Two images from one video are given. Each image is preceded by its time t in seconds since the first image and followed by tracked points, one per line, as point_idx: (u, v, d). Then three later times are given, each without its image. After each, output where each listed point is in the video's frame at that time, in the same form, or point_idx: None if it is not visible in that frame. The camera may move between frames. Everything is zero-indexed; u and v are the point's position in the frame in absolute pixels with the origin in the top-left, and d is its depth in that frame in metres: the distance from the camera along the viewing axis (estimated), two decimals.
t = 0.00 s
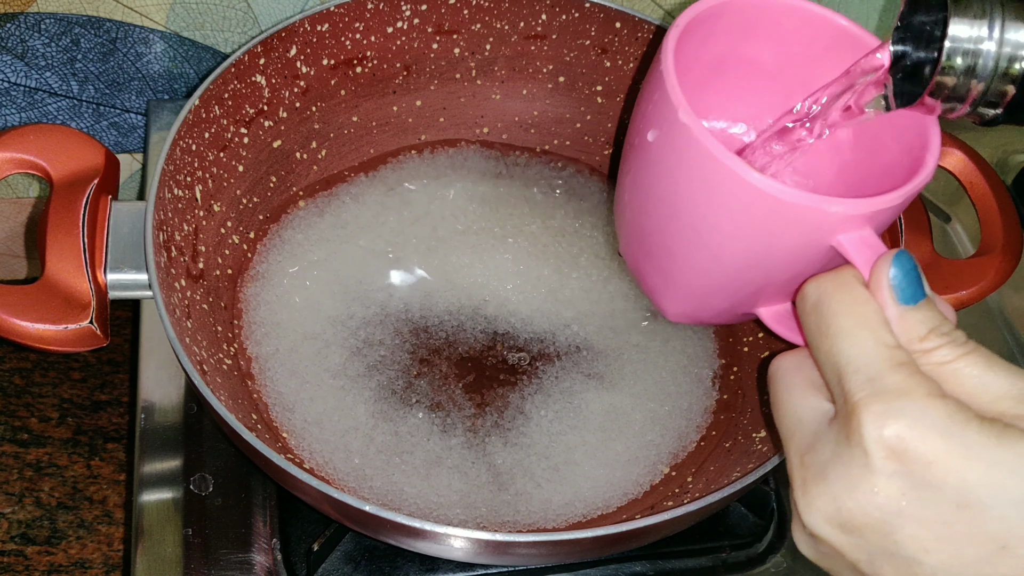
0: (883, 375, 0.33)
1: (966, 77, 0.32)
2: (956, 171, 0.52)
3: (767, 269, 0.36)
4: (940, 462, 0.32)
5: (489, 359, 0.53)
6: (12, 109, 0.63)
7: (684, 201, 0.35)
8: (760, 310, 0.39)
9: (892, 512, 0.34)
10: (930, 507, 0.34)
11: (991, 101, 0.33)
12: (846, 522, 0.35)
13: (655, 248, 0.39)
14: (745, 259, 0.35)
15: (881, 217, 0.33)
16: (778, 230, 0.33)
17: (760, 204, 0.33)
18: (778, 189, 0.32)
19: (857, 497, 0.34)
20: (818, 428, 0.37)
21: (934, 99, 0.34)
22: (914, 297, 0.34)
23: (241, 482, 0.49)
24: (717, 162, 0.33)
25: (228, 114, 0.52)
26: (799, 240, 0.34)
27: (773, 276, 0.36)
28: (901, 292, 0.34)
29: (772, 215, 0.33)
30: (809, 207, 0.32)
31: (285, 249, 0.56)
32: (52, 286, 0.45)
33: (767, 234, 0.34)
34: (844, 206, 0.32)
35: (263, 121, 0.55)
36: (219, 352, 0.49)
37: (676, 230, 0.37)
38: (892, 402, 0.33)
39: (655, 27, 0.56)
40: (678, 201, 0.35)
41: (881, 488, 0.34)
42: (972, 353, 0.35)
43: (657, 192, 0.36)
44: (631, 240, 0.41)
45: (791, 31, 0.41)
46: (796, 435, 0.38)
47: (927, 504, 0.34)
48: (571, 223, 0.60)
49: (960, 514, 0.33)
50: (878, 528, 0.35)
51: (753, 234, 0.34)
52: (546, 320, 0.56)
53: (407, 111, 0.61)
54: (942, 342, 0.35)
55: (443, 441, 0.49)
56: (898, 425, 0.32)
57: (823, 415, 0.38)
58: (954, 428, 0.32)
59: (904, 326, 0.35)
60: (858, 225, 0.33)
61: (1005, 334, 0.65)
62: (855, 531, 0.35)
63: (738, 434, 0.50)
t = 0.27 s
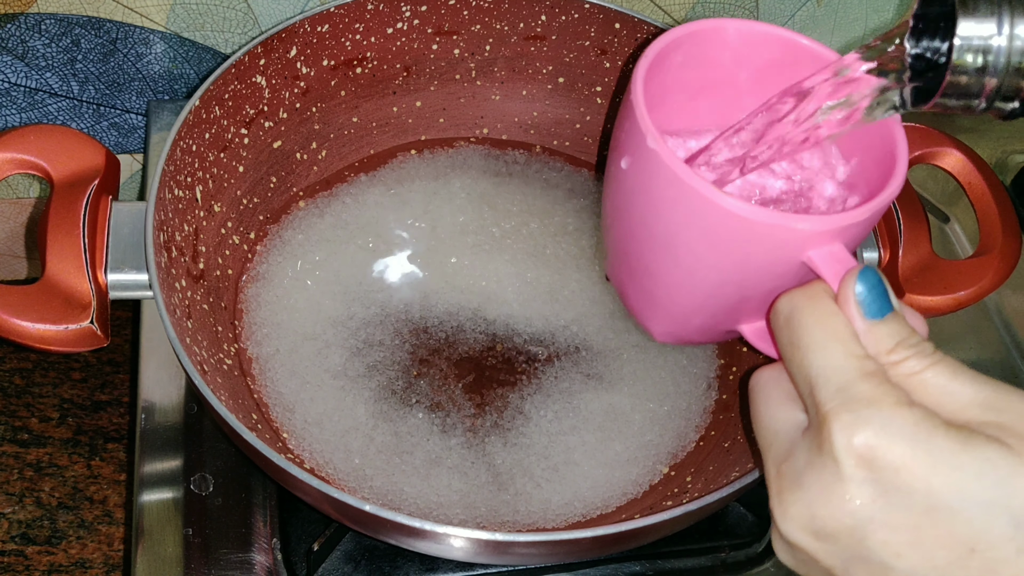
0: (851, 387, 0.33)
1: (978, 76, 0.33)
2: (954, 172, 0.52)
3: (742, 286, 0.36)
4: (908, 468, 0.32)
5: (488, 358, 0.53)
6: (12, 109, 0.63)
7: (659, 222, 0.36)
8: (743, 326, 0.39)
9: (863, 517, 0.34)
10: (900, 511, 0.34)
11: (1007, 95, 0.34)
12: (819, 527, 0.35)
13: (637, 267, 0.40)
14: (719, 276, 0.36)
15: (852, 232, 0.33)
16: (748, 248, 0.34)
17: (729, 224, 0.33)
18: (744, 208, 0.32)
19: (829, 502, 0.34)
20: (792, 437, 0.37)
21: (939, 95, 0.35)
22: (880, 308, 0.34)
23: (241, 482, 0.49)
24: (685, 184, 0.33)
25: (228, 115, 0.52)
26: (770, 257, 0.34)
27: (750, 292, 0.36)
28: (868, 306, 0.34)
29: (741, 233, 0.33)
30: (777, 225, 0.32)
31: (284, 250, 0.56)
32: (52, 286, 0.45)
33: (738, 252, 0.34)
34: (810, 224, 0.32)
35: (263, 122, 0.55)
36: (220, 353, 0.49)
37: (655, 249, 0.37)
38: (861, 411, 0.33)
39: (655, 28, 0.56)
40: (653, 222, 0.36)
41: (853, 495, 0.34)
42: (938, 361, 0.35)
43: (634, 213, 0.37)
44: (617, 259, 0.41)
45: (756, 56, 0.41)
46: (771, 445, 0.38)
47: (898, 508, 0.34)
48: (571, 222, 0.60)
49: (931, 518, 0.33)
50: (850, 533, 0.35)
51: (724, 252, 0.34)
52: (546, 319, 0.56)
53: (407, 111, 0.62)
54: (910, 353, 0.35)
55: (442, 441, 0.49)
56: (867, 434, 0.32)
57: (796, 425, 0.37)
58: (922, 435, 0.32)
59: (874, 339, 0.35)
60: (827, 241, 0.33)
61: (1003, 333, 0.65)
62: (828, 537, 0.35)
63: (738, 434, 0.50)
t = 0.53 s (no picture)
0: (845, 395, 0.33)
1: (969, 76, 0.38)
2: (954, 172, 0.52)
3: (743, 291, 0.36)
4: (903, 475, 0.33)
5: (488, 359, 0.53)
6: (13, 110, 0.63)
7: (656, 231, 0.36)
8: (745, 329, 0.39)
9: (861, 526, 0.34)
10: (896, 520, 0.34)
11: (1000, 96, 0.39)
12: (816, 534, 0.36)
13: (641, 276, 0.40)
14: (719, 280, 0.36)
15: (849, 236, 0.33)
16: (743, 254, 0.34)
17: (723, 231, 0.33)
18: (738, 216, 0.32)
19: (825, 509, 0.35)
20: (791, 443, 0.37)
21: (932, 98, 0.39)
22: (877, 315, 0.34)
23: (241, 482, 0.49)
24: (677, 194, 0.33)
25: (228, 115, 0.52)
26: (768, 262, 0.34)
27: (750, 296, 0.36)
28: (863, 316, 0.33)
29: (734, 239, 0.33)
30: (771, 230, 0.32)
31: (282, 249, 0.56)
32: (52, 287, 0.45)
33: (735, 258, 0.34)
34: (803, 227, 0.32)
35: (263, 122, 0.55)
36: (220, 353, 0.49)
37: (654, 256, 0.37)
38: (853, 419, 0.33)
39: (655, 28, 0.55)
40: (650, 230, 0.36)
41: (846, 500, 0.34)
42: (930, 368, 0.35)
43: (631, 222, 0.37)
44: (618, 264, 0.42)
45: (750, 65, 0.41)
46: (769, 451, 0.38)
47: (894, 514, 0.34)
48: (571, 222, 0.60)
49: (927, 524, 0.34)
50: (846, 539, 0.35)
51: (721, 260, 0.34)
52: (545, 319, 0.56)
53: (407, 111, 0.62)
54: (906, 361, 0.34)
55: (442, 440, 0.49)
56: (862, 442, 0.32)
57: (795, 432, 0.37)
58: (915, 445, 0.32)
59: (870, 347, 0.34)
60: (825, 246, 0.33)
61: (1003, 333, 0.65)
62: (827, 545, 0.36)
63: (738, 434, 0.50)
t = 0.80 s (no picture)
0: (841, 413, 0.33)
1: (958, 71, 0.37)
2: (955, 171, 0.52)
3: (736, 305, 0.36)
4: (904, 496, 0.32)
5: (488, 359, 0.53)
6: (13, 109, 0.63)
7: (650, 243, 0.36)
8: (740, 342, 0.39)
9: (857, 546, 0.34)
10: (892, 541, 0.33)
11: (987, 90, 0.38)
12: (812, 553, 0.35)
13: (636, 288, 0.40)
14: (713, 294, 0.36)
15: (843, 250, 0.33)
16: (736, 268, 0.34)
17: (716, 246, 0.33)
18: (731, 231, 0.32)
19: (820, 529, 0.34)
20: (786, 461, 0.37)
21: (923, 92, 0.39)
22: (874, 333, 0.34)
23: (241, 482, 0.49)
24: (670, 208, 0.33)
25: (228, 115, 0.52)
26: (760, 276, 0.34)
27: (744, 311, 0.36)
28: (859, 333, 0.33)
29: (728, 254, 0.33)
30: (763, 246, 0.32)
31: (282, 250, 0.56)
32: (52, 286, 0.45)
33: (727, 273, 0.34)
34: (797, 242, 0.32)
35: (263, 122, 0.55)
36: (220, 353, 0.49)
37: (649, 270, 0.37)
38: (850, 437, 0.33)
39: (655, 27, 0.56)
40: (644, 243, 0.36)
41: (843, 519, 0.34)
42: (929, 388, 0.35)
43: (626, 234, 0.37)
44: (614, 277, 0.41)
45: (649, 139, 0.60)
46: (765, 469, 0.38)
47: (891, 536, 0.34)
48: (571, 221, 0.60)
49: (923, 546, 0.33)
50: (842, 559, 0.35)
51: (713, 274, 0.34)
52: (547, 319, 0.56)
53: (407, 111, 0.62)
54: (902, 379, 0.34)
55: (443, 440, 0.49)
56: (858, 461, 0.32)
57: (790, 450, 0.37)
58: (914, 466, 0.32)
59: (866, 364, 0.34)
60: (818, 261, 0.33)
61: (1003, 333, 0.65)
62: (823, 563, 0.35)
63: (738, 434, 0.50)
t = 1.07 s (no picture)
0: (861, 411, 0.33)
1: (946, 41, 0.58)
2: (955, 171, 0.52)
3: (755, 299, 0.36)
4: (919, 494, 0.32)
5: (488, 358, 0.53)
6: (12, 109, 0.63)
7: (667, 237, 0.36)
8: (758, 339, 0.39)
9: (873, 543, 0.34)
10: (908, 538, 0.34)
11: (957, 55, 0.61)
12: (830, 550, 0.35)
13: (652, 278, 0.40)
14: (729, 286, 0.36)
15: (864, 245, 0.33)
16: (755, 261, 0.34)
17: (735, 239, 0.33)
18: (749, 224, 0.32)
19: (838, 528, 0.34)
20: (805, 455, 0.37)
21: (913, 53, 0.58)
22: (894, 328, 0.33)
23: (241, 482, 0.49)
24: (688, 200, 0.33)
25: (228, 114, 0.52)
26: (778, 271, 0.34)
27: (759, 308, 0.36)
28: (877, 329, 0.33)
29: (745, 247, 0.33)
30: (782, 242, 0.32)
31: (282, 250, 0.56)
32: (52, 286, 0.45)
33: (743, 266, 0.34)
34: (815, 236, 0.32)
35: (263, 122, 0.55)
36: (220, 352, 0.49)
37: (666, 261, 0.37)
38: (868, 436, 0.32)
39: (656, 27, 0.56)
40: (661, 236, 0.36)
41: (861, 517, 0.34)
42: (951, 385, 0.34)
43: (645, 227, 0.37)
44: (631, 273, 0.42)
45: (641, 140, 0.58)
46: (783, 464, 0.38)
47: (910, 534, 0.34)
48: (571, 221, 0.60)
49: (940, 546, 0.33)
50: (862, 557, 0.35)
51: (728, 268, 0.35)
52: (547, 317, 0.56)
53: (407, 111, 0.62)
54: (922, 375, 0.34)
55: (444, 440, 0.49)
56: (877, 460, 0.32)
57: (808, 444, 0.37)
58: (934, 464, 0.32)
59: (885, 359, 0.34)
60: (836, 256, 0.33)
61: (1004, 333, 0.65)
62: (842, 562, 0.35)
63: (738, 434, 0.50)
